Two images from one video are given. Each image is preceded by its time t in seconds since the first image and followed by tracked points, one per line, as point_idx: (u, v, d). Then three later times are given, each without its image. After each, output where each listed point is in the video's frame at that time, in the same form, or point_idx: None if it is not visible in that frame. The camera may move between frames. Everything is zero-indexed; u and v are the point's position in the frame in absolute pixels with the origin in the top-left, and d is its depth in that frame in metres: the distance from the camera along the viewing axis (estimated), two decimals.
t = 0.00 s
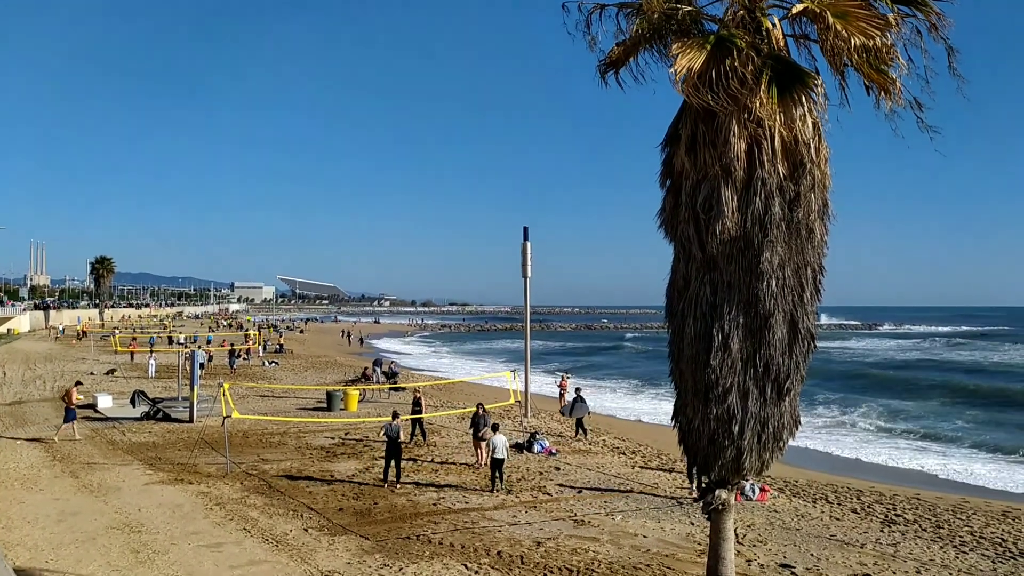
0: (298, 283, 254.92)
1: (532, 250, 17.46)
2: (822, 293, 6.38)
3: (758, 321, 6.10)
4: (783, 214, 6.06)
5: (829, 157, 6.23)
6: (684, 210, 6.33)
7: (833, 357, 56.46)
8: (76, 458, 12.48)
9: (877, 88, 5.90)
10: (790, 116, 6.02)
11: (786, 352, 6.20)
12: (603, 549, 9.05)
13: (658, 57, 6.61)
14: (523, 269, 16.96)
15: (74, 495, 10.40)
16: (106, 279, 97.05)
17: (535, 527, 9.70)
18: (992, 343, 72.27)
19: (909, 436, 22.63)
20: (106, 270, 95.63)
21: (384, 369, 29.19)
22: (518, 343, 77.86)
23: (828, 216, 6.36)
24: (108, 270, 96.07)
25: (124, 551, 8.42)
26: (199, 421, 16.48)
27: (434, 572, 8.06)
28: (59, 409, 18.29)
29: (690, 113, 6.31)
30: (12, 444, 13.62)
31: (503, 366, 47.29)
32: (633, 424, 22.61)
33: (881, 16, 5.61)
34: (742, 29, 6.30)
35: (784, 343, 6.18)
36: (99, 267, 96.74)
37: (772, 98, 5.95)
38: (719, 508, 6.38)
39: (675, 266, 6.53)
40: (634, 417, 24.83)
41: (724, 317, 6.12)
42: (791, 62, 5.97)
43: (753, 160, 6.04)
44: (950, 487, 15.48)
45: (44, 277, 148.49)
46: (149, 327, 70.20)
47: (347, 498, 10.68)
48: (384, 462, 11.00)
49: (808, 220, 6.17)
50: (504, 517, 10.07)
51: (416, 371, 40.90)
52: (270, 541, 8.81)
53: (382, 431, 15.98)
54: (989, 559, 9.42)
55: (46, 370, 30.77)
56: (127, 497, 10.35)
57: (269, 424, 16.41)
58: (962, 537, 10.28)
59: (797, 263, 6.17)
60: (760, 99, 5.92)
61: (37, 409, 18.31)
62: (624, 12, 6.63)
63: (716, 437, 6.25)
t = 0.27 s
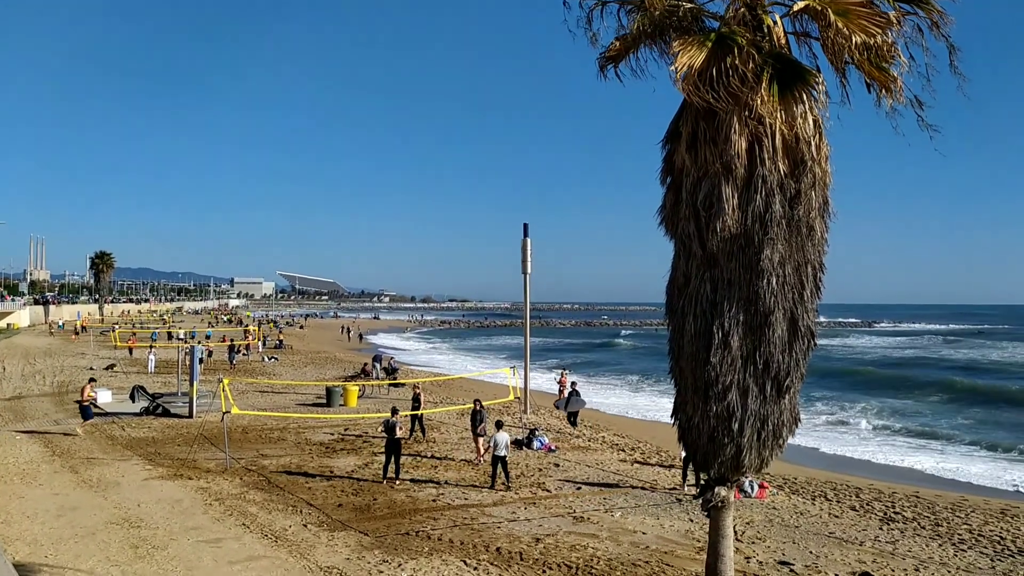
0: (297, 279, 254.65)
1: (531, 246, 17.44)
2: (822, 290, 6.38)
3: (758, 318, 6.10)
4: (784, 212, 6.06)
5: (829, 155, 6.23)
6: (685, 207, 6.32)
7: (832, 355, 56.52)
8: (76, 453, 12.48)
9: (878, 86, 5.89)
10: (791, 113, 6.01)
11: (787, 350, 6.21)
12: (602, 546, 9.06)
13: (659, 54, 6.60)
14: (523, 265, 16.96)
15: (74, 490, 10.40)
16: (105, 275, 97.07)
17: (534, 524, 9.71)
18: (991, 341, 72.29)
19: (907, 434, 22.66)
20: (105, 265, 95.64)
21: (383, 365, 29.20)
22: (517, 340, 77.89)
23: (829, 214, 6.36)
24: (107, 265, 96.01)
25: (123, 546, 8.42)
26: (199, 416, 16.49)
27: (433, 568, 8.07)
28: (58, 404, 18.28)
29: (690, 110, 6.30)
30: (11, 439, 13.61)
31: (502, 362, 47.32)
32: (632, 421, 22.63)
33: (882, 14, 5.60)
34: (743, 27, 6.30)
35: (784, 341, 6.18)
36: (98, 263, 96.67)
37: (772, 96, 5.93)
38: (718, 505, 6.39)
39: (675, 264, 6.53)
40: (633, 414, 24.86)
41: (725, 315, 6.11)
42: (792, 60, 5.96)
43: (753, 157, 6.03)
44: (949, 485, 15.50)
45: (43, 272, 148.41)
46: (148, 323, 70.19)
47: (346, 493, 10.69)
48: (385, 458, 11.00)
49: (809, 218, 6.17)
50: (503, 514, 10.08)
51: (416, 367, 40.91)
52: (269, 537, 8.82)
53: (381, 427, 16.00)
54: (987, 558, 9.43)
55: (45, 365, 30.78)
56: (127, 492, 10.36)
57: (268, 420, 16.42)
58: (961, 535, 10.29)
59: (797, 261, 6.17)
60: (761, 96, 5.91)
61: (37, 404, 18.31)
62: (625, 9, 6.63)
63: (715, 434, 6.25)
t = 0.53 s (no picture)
0: (296, 278, 254.45)
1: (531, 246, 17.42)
2: (822, 292, 6.38)
3: (758, 319, 6.09)
4: (784, 213, 6.05)
5: (830, 156, 6.22)
6: (685, 208, 6.31)
7: (831, 356, 56.49)
8: (75, 452, 12.48)
9: (879, 87, 5.88)
10: (791, 114, 6.01)
11: (786, 351, 6.20)
12: (602, 546, 9.06)
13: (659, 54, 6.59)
14: (523, 265, 16.95)
15: (73, 489, 10.40)
16: (105, 274, 97.12)
17: (533, 524, 9.71)
18: (991, 343, 72.25)
19: (907, 436, 22.67)
20: (105, 264, 95.68)
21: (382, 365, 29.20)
22: (517, 340, 77.85)
23: (829, 215, 6.35)
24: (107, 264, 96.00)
25: (123, 546, 8.42)
26: (199, 416, 16.49)
27: (432, 568, 8.06)
28: (58, 404, 18.28)
29: (690, 111, 6.29)
30: (11, 438, 13.61)
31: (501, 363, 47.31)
32: (632, 421, 22.63)
33: (883, 15, 5.58)
34: (743, 29, 6.29)
35: (784, 342, 6.17)
36: (99, 262, 96.66)
37: (772, 97, 5.92)
38: (718, 506, 6.39)
39: (676, 264, 6.51)
40: (632, 414, 24.88)
41: (724, 316, 6.11)
42: (793, 62, 5.95)
43: (753, 158, 6.02)
44: (948, 487, 15.49)
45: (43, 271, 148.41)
46: (148, 322, 70.46)
47: (346, 493, 10.68)
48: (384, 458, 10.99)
49: (809, 219, 6.16)
50: (502, 514, 10.08)
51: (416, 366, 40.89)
52: (268, 536, 8.82)
53: (381, 427, 16.00)
54: (987, 559, 9.42)
55: (45, 364, 30.78)
56: (126, 492, 10.35)
57: (267, 419, 16.43)
58: (960, 536, 10.28)
59: (797, 262, 6.16)
60: (760, 98, 5.90)
61: (36, 403, 18.30)
62: (625, 10, 6.62)
63: (715, 435, 6.24)
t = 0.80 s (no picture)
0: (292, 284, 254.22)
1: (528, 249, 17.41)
2: (818, 292, 6.40)
3: (754, 320, 6.10)
4: (779, 214, 6.07)
5: (824, 157, 6.25)
6: (681, 210, 6.32)
7: (828, 357, 56.54)
8: (72, 459, 12.44)
9: (872, 89, 5.92)
10: (785, 116, 6.03)
11: (782, 351, 6.22)
12: (600, 549, 9.06)
13: (653, 57, 6.62)
14: (520, 268, 16.94)
15: (70, 496, 10.37)
16: (100, 280, 96.94)
17: (532, 527, 9.69)
18: (987, 343, 72.39)
19: (904, 437, 22.71)
20: (99, 270, 95.51)
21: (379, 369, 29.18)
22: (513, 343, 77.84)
23: (824, 216, 6.38)
24: (101, 270, 95.81)
25: (120, 552, 8.40)
26: (195, 421, 16.46)
27: (431, 572, 8.05)
28: (54, 410, 18.23)
29: (685, 114, 6.32)
30: (7, 445, 13.57)
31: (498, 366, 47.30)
32: (629, 423, 22.64)
33: (875, 17, 5.62)
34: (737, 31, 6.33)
35: (780, 343, 6.19)
36: (93, 267, 96.38)
37: (766, 98, 5.95)
38: (716, 507, 6.39)
39: (672, 266, 6.53)
40: (630, 416, 24.90)
41: (721, 317, 6.12)
42: (786, 64, 5.98)
43: (748, 160, 6.05)
44: (946, 487, 15.51)
45: (38, 277, 148.04)
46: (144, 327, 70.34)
47: (343, 498, 10.67)
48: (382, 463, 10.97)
49: (804, 220, 6.18)
50: (500, 517, 10.07)
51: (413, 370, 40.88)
52: (266, 542, 8.80)
53: (378, 431, 15.98)
54: (985, 559, 9.43)
55: (41, 371, 30.70)
56: (124, 498, 10.33)
57: (264, 424, 16.40)
58: (958, 537, 10.29)
59: (792, 263, 6.18)
60: (755, 99, 5.93)
61: (33, 409, 18.25)
62: (619, 12, 6.64)
63: (712, 436, 6.25)
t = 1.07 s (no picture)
0: (271, 298, 252.19)
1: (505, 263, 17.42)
2: (792, 303, 6.44)
3: (729, 332, 6.13)
4: (752, 226, 6.12)
5: (795, 170, 6.31)
6: (655, 223, 6.35)
7: (804, 366, 57.12)
8: (43, 481, 12.20)
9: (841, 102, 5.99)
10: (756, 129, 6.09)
11: (758, 363, 6.25)
12: (580, 563, 9.03)
13: (626, 71, 6.65)
14: (497, 282, 16.94)
15: (41, 519, 10.17)
16: (72, 298, 95.49)
17: (512, 542, 9.65)
18: (960, 349, 73.41)
19: (880, 444, 22.97)
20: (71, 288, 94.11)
21: (357, 385, 29.00)
22: (492, 357, 77.76)
23: (796, 228, 6.43)
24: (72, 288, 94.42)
25: None
26: (169, 441, 16.22)
27: None
28: (24, 431, 17.88)
29: (658, 127, 6.36)
30: None
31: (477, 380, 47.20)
32: (608, 435, 22.67)
33: (842, 32, 5.70)
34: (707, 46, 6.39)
35: (756, 354, 6.22)
36: (64, 284, 94.97)
37: (738, 112, 6.00)
38: (694, 519, 6.39)
39: (647, 279, 6.55)
40: (609, 428, 24.94)
41: (696, 329, 6.14)
42: (756, 77, 6.04)
43: (721, 173, 6.09)
44: (921, 493, 15.68)
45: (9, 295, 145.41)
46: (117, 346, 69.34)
47: (321, 517, 10.56)
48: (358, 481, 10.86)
49: (777, 231, 6.23)
50: (480, 533, 10.01)
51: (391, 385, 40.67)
52: (242, 563, 8.68)
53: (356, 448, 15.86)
54: (960, 565, 9.52)
55: (10, 392, 30.11)
56: (96, 520, 10.15)
57: (240, 443, 16.22)
58: (934, 543, 10.39)
59: (766, 275, 6.22)
60: (726, 113, 5.98)
61: (1, 431, 17.89)
62: (591, 28, 6.68)
63: (690, 448, 6.26)
